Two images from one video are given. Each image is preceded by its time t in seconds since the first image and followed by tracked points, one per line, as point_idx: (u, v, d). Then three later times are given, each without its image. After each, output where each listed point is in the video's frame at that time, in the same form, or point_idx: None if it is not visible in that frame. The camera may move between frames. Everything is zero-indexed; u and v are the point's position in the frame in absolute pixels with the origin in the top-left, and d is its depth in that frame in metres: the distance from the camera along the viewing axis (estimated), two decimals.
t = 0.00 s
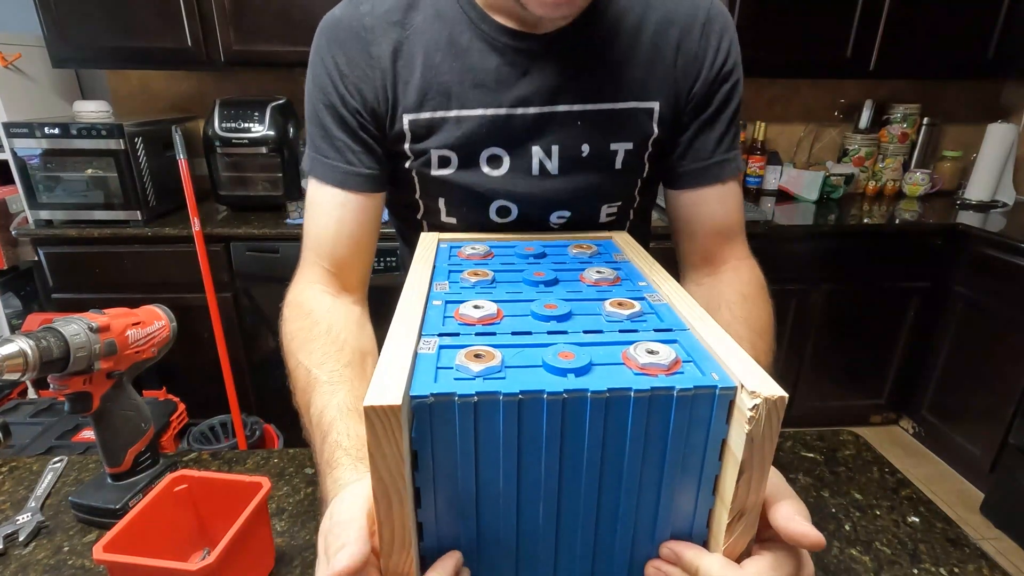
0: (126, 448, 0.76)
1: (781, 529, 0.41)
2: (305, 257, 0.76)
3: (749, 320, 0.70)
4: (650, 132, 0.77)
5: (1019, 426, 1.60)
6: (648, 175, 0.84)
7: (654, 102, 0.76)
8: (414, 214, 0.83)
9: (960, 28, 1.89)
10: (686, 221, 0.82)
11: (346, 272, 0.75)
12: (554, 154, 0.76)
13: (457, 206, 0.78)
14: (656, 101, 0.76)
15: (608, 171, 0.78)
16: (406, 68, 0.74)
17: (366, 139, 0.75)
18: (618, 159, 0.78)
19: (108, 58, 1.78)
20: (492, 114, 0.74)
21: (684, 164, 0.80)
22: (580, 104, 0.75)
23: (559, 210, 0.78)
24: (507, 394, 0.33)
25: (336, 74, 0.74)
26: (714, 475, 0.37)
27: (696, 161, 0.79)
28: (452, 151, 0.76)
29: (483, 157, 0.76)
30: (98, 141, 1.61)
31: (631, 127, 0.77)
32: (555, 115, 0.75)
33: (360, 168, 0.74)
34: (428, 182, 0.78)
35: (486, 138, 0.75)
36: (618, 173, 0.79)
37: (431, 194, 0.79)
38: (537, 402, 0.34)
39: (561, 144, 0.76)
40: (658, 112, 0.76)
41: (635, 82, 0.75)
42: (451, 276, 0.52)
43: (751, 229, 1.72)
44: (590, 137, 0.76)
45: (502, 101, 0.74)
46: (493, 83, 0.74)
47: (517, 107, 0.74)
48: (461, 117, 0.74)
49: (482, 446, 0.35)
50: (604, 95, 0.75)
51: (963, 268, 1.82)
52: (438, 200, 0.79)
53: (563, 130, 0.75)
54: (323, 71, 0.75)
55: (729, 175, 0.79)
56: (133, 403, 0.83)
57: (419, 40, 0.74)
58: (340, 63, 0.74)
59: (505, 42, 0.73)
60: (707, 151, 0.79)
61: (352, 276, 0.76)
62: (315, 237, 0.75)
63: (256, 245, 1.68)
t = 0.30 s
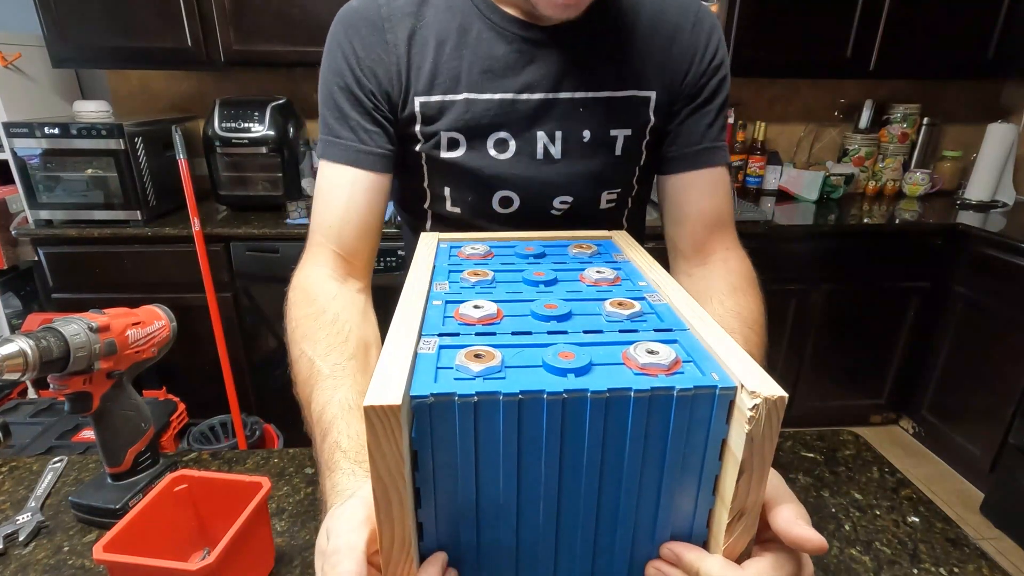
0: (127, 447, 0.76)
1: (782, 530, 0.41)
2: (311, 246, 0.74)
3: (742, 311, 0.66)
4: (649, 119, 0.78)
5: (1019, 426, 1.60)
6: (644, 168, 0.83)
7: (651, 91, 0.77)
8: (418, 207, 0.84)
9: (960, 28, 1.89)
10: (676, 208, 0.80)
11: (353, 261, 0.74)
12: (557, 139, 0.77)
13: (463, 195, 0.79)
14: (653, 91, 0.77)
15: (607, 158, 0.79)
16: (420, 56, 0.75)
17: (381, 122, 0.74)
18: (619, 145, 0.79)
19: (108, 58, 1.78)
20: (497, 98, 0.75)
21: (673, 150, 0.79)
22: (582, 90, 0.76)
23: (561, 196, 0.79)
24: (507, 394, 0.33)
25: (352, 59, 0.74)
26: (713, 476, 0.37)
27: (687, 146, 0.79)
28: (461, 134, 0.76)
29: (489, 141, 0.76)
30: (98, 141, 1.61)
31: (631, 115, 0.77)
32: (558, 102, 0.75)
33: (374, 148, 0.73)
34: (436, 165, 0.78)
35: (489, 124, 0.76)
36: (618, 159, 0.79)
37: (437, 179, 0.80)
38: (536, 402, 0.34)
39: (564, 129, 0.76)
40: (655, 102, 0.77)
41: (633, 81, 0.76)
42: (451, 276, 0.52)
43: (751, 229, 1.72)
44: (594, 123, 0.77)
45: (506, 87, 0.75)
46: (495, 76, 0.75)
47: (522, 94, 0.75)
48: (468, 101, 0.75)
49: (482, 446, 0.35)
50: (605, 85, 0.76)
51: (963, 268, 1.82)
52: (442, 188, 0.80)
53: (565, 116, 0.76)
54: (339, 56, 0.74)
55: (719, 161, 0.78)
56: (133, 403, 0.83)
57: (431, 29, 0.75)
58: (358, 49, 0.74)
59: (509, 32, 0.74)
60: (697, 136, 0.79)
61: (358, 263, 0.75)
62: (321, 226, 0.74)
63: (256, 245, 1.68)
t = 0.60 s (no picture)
0: (126, 448, 0.76)
1: (782, 534, 0.41)
2: (315, 244, 0.74)
3: (751, 311, 0.64)
4: (650, 122, 0.78)
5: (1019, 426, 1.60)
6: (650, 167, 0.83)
7: (653, 92, 0.77)
8: (424, 211, 0.85)
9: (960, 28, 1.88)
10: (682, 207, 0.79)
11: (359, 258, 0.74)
12: (561, 141, 0.77)
13: (468, 197, 0.80)
14: (654, 92, 0.77)
15: (611, 159, 0.79)
16: (424, 65, 0.75)
17: (383, 132, 0.75)
18: (622, 147, 0.79)
19: (108, 58, 1.78)
20: (501, 103, 0.75)
21: (679, 149, 0.79)
22: (585, 94, 0.76)
23: (564, 198, 0.79)
24: (507, 394, 0.33)
25: (357, 70, 0.74)
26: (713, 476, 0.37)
27: (691, 145, 0.78)
28: (466, 139, 0.76)
29: (494, 144, 0.77)
30: (98, 141, 1.61)
31: (636, 117, 0.77)
32: (560, 106, 0.76)
33: (377, 154, 0.74)
34: (442, 170, 0.79)
35: (492, 128, 0.76)
36: (621, 161, 0.80)
37: (443, 184, 0.80)
38: (537, 402, 0.34)
39: (567, 132, 0.76)
40: (658, 103, 0.77)
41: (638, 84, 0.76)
42: (451, 276, 0.52)
43: (752, 229, 1.72)
44: (597, 126, 0.77)
45: (510, 91, 0.75)
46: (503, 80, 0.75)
47: (524, 99, 0.75)
48: (472, 107, 0.75)
49: (482, 445, 0.35)
50: (608, 89, 0.76)
51: (963, 268, 1.82)
52: (448, 193, 0.80)
53: (569, 119, 0.76)
54: (343, 66, 0.74)
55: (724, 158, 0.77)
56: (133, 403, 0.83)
57: (435, 37, 0.75)
58: (362, 60, 0.74)
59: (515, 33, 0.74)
60: (701, 135, 0.78)
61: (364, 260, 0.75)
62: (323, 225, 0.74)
63: (256, 245, 1.68)
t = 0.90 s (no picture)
0: (127, 448, 0.76)
1: (787, 544, 0.40)
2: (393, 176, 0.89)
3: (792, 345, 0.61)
4: (746, 154, 0.73)
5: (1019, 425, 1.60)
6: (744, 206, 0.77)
7: (757, 126, 0.71)
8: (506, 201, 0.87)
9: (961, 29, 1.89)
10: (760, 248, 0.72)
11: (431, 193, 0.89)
12: (649, 154, 0.75)
13: (549, 194, 0.80)
14: (758, 126, 0.71)
15: (698, 184, 0.75)
16: (523, 56, 0.79)
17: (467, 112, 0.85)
18: (713, 172, 0.74)
19: (108, 58, 1.78)
20: (595, 105, 0.76)
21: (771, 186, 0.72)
22: (684, 112, 0.73)
23: (643, 210, 0.76)
24: (508, 394, 0.33)
25: (468, 58, 0.82)
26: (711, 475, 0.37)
27: (787, 186, 0.71)
28: (555, 135, 0.78)
29: (581, 146, 0.77)
30: (98, 140, 1.61)
31: (734, 145, 0.73)
32: (653, 117, 0.74)
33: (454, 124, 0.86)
34: (525, 161, 0.81)
35: (581, 129, 0.77)
36: (711, 187, 0.75)
37: (527, 176, 0.82)
38: (537, 402, 0.34)
39: (657, 146, 0.74)
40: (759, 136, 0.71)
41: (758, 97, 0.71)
42: (451, 276, 0.52)
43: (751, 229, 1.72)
44: (683, 146, 0.74)
45: (607, 94, 0.76)
46: (595, 84, 0.76)
47: (615, 105, 0.75)
48: (565, 104, 0.77)
49: (482, 445, 0.35)
50: (707, 109, 0.72)
51: (963, 268, 1.82)
52: (529, 186, 0.81)
53: (659, 133, 0.74)
54: (463, 50, 0.83)
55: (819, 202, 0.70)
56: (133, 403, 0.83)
57: (548, 34, 0.79)
58: (471, 49, 0.82)
59: (628, 45, 0.74)
60: (800, 180, 0.70)
61: (434, 197, 0.90)
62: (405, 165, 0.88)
63: (256, 245, 1.68)
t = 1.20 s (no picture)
0: (127, 447, 0.76)
1: (782, 542, 0.40)
2: (554, 173, 1.04)
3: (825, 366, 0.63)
4: (852, 159, 0.70)
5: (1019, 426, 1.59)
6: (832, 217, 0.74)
7: (867, 130, 0.68)
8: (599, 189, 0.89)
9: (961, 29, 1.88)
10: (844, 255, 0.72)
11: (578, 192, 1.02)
12: (744, 151, 0.73)
13: (636, 182, 0.81)
14: (867, 130, 0.68)
15: (792, 187, 0.72)
16: (632, 44, 0.81)
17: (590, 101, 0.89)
18: (808, 177, 0.71)
19: (108, 58, 1.78)
20: (697, 97, 0.75)
21: (871, 194, 0.71)
22: (790, 111, 0.71)
23: (730, 205, 0.74)
24: (511, 394, 0.33)
25: (587, 50, 0.87)
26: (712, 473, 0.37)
27: (890, 200, 0.69)
28: (649, 125, 0.79)
29: (675, 138, 0.77)
30: (98, 140, 1.61)
31: (839, 149, 0.70)
32: (755, 114, 0.72)
33: (580, 130, 0.93)
34: (621, 149, 0.83)
35: (677, 121, 0.77)
36: (806, 191, 0.72)
37: (618, 165, 0.84)
38: (539, 401, 0.34)
39: (752, 142, 0.72)
40: (868, 140, 0.68)
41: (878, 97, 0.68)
42: (452, 276, 0.51)
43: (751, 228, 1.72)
44: (779, 144, 0.71)
45: (712, 86, 0.75)
46: (701, 76, 0.75)
47: (722, 98, 0.74)
48: (665, 93, 0.77)
49: (484, 445, 0.35)
50: (815, 108, 0.70)
51: (963, 268, 1.82)
52: (619, 174, 0.83)
53: (756, 130, 0.72)
54: (583, 43, 0.88)
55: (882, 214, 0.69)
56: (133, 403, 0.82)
57: (661, 25, 0.79)
58: (587, 44, 0.87)
59: (740, 39, 0.74)
60: (902, 196, 0.68)
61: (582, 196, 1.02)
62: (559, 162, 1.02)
63: (256, 245, 1.68)
